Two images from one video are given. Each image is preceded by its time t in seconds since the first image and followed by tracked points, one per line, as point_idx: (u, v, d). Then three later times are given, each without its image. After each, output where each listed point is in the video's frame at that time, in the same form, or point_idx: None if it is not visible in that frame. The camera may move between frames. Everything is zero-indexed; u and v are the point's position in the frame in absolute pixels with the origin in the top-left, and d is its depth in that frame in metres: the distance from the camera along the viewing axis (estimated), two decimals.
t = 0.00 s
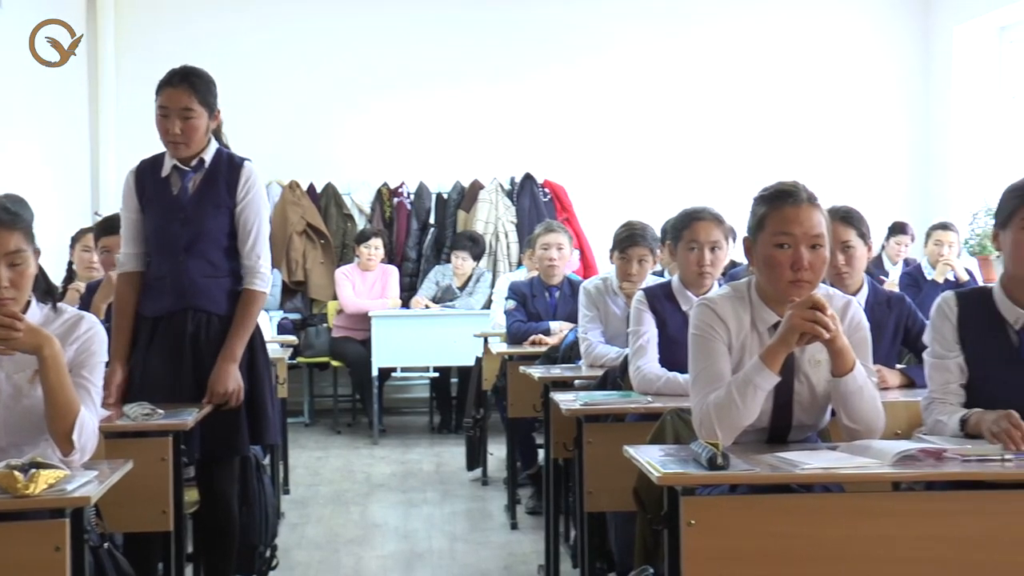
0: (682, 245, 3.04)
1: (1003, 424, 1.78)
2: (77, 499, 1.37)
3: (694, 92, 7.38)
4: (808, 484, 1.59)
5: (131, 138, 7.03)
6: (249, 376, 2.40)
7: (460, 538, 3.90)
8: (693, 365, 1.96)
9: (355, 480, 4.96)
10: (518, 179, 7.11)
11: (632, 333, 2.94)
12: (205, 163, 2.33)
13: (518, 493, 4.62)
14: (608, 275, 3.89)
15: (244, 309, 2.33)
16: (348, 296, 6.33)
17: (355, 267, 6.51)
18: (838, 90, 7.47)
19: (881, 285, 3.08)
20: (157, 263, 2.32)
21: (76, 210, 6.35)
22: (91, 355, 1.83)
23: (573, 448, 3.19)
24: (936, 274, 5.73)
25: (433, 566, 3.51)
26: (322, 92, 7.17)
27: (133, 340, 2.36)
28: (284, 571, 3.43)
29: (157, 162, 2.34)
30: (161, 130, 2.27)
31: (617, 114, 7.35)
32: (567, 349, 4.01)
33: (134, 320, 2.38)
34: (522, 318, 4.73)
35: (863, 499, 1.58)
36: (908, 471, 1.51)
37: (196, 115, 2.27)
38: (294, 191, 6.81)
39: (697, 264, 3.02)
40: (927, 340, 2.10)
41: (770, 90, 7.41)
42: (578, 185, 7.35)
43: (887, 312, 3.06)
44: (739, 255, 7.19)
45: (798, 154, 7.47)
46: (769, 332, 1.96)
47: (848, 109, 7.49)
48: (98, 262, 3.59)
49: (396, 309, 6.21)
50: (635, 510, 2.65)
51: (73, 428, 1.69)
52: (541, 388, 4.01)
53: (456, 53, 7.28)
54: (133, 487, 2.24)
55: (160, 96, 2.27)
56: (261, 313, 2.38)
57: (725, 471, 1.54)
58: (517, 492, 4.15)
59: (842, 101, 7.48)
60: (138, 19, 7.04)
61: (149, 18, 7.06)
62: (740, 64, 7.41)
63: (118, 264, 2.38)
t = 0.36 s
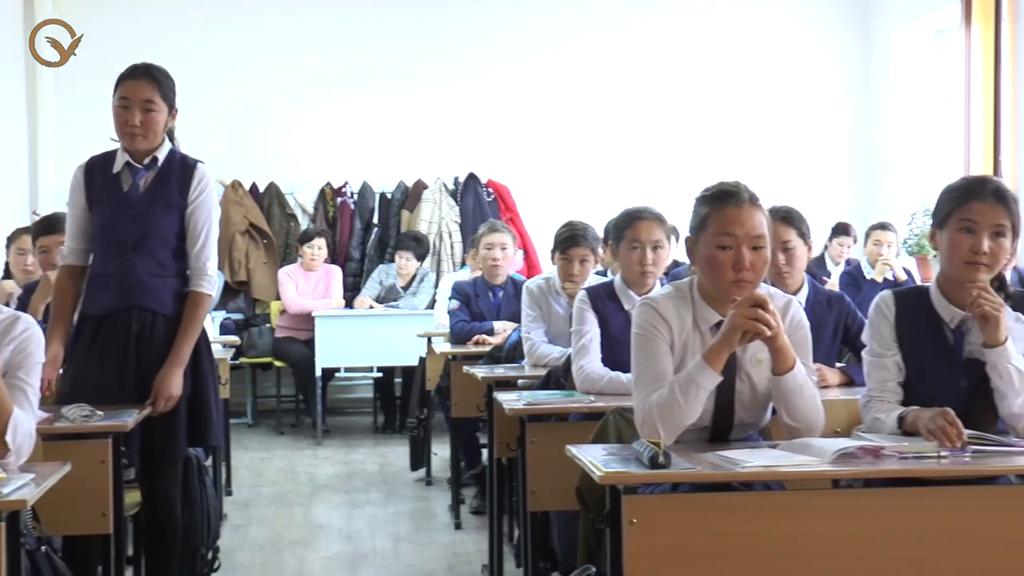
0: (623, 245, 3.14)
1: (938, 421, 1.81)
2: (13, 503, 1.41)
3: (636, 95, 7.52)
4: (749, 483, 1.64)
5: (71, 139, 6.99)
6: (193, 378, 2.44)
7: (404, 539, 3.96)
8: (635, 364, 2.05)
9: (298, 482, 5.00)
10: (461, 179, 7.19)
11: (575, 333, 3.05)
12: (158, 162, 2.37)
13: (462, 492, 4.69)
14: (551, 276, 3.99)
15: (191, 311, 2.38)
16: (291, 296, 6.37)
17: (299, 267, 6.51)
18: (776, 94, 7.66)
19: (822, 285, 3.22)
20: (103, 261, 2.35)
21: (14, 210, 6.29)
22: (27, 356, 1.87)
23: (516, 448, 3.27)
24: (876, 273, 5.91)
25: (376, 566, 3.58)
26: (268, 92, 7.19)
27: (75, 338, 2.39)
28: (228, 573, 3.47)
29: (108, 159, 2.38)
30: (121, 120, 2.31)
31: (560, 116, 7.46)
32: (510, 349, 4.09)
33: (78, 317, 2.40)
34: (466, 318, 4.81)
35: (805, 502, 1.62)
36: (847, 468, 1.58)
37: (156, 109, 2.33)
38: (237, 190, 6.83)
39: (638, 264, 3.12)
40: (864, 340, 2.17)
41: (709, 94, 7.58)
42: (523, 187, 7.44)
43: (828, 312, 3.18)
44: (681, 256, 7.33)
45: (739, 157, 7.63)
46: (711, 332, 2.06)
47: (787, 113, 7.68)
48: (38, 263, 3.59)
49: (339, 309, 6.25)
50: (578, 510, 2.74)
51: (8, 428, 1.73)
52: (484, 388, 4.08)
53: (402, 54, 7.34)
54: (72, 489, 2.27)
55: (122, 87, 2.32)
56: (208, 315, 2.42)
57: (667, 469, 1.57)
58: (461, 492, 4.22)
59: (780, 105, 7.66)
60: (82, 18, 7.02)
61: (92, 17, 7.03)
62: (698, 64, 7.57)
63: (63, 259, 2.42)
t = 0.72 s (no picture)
0: (572, 244, 3.21)
1: (884, 420, 1.77)
2: None
3: (587, 95, 7.60)
4: (699, 482, 1.61)
5: (22, 139, 6.95)
6: (149, 378, 2.45)
7: (356, 540, 3.98)
8: (586, 365, 2.01)
9: (250, 483, 5.00)
10: (414, 179, 7.23)
11: (527, 332, 3.11)
12: (117, 163, 2.39)
13: (415, 493, 4.73)
14: (504, 278, 4.06)
15: (146, 311, 2.38)
16: (242, 297, 6.38)
17: (250, 268, 6.55)
18: (726, 97, 7.78)
19: (772, 285, 3.30)
20: (58, 261, 2.35)
21: None
22: None
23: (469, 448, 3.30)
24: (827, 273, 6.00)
25: (328, 567, 3.60)
26: (223, 93, 7.19)
27: (29, 339, 2.38)
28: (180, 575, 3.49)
29: (65, 160, 2.38)
30: (87, 119, 2.34)
31: (513, 116, 7.52)
32: (463, 350, 4.15)
33: (31, 318, 2.39)
34: (418, 318, 4.86)
35: (753, 500, 1.60)
36: (794, 466, 1.54)
37: (122, 111, 2.38)
38: (187, 190, 6.81)
39: (587, 264, 3.19)
40: (814, 339, 2.13)
41: (660, 95, 7.70)
42: (475, 187, 7.50)
43: (778, 311, 3.26)
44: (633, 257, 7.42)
45: (698, 159, 7.75)
46: (661, 331, 2.02)
47: (737, 116, 7.80)
48: None
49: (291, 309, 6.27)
50: (530, 509, 2.79)
51: None
52: (436, 388, 4.12)
53: (357, 55, 7.35)
54: (20, 492, 2.26)
55: (88, 88, 2.35)
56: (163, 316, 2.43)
57: (618, 469, 1.55)
58: (413, 492, 4.25)
59: (729, 108, 7.79)
60: (36, 22, 7.02)
61: (42, 16, 7.00)
62: (648, 65, 7.68)
63: (16, 260, 2.40)
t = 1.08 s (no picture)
0: (516, 243, 3.25)
1: (837, 418, 1.78)
2: None
3: (545, 97, 7.65)
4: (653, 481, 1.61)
5: None
6: (100, 381, 2.43)
7: (310, 541, 3.98)
8: (540, 365, 1.96)
9: (204, 484, 4.99)
10: (369, 179, 7.22)
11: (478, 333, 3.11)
12: (66, 160, 2.38)
13: (370, 494, 4.72)
14: (457, 277, 4.05)
15: (96, 310, 2.37)
16: (195, 297, 6.36)
17: (203, 268, 6.54)
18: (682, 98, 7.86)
19: (726, 284, 3.27)
20: (7, 258, 2.33)
21: None
22: None
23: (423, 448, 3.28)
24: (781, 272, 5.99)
25: (282, 568, 3.60)
26: (188, 94, 7.20)
27: None
28: None
29: (13, 157, 2.36)
30: (36, 115, 2.31)
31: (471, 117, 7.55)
32: (417, 350, 4.18)
33: None
34: (372, 318, 4.87)
35: (706, 499, 1.60)
36: (747, 465, 1.55)
37: (72, 106, 2.34)
38: (140, 190, 6.76)
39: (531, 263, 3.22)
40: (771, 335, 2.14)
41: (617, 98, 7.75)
42: (431, 188, 7.52)
43: (731, 310, 3.24)
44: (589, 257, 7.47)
45: (653, 160, 7.82)
46: (615, 331, 1.97)
47: (694, 117, 7.88)
48: None
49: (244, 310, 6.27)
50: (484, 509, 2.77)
51: None
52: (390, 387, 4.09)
53: (320, 56, 7.37)
54: None
55: (37, 83, 2.31)
56: (114, 315, 2.42)
57: (572, 469, 1.52)
58: (368, 493, 4.26)
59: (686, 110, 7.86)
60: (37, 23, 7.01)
61: None
62: (605, 66, 7.74)
63: None
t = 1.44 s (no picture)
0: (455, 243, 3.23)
1: (782, 417, 1.73)
2: None
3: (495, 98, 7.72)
4: (600, 481, 1.53)
5: None
6: (43, 383, 2.31)
7: (259, 542, 3.97)
8: (486, 364, 1.90)
9: (151, 486, 4.97)
10: (318, 178, 7.22)
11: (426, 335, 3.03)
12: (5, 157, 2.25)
13: (319, 494, 4.73)
14: (409, 277, 4.01)
15: (38, 311, 2.25)
16: (143, 296, 6.31)
17: (151, 267, 6.49)
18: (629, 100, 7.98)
19: (676, 283, 3.11)
20: None
21: None
22: None
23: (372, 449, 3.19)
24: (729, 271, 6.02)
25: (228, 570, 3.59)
26: (136, 93, 7.15)
27: None
28: None
29: None
30: None
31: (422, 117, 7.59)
32: (366, 349, 4.15)
33: None
34: (322, 318, 4.89)
35: (658, 496, 1.51)
36: (695, 463, 1.48)
37: (9, 101, 2.20)
38: (86, 189, 6.72)
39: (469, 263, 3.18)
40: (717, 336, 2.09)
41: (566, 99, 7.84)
42: (381, 187, 7.52)
43: (679, 310, 3.08)
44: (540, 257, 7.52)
45: (602, 160, 7.91)
46: (564, 331, 1.92)
47: (641, 119, 8.00)
48: None
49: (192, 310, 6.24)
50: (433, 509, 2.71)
51: None
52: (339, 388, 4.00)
53: (281, 57, 7.37)
54: None
55: None
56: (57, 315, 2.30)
57: (521, 468, 1.45)
58: (317, 494, 4.26)
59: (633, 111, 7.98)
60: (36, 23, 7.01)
61: None
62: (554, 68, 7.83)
63: None
